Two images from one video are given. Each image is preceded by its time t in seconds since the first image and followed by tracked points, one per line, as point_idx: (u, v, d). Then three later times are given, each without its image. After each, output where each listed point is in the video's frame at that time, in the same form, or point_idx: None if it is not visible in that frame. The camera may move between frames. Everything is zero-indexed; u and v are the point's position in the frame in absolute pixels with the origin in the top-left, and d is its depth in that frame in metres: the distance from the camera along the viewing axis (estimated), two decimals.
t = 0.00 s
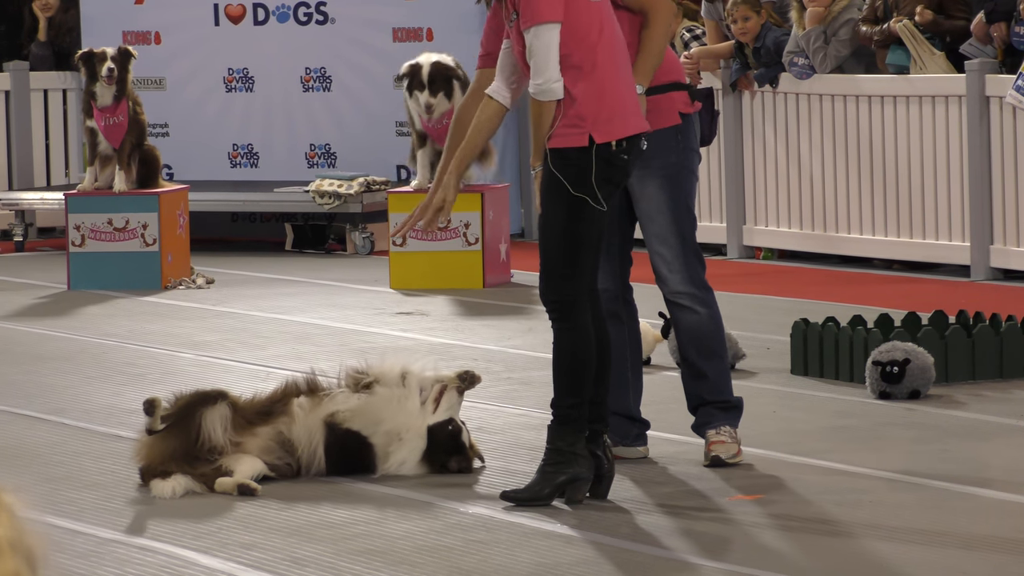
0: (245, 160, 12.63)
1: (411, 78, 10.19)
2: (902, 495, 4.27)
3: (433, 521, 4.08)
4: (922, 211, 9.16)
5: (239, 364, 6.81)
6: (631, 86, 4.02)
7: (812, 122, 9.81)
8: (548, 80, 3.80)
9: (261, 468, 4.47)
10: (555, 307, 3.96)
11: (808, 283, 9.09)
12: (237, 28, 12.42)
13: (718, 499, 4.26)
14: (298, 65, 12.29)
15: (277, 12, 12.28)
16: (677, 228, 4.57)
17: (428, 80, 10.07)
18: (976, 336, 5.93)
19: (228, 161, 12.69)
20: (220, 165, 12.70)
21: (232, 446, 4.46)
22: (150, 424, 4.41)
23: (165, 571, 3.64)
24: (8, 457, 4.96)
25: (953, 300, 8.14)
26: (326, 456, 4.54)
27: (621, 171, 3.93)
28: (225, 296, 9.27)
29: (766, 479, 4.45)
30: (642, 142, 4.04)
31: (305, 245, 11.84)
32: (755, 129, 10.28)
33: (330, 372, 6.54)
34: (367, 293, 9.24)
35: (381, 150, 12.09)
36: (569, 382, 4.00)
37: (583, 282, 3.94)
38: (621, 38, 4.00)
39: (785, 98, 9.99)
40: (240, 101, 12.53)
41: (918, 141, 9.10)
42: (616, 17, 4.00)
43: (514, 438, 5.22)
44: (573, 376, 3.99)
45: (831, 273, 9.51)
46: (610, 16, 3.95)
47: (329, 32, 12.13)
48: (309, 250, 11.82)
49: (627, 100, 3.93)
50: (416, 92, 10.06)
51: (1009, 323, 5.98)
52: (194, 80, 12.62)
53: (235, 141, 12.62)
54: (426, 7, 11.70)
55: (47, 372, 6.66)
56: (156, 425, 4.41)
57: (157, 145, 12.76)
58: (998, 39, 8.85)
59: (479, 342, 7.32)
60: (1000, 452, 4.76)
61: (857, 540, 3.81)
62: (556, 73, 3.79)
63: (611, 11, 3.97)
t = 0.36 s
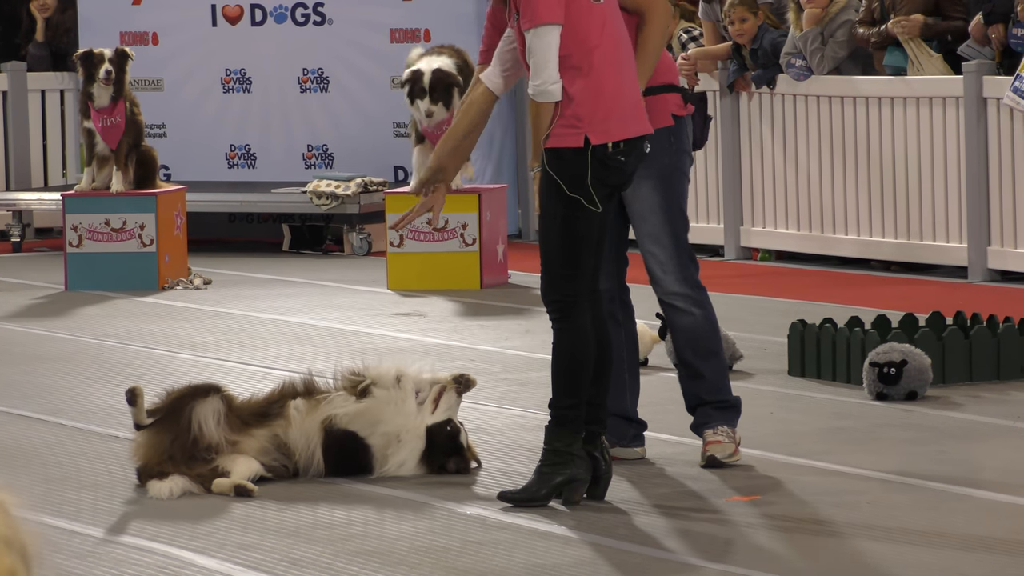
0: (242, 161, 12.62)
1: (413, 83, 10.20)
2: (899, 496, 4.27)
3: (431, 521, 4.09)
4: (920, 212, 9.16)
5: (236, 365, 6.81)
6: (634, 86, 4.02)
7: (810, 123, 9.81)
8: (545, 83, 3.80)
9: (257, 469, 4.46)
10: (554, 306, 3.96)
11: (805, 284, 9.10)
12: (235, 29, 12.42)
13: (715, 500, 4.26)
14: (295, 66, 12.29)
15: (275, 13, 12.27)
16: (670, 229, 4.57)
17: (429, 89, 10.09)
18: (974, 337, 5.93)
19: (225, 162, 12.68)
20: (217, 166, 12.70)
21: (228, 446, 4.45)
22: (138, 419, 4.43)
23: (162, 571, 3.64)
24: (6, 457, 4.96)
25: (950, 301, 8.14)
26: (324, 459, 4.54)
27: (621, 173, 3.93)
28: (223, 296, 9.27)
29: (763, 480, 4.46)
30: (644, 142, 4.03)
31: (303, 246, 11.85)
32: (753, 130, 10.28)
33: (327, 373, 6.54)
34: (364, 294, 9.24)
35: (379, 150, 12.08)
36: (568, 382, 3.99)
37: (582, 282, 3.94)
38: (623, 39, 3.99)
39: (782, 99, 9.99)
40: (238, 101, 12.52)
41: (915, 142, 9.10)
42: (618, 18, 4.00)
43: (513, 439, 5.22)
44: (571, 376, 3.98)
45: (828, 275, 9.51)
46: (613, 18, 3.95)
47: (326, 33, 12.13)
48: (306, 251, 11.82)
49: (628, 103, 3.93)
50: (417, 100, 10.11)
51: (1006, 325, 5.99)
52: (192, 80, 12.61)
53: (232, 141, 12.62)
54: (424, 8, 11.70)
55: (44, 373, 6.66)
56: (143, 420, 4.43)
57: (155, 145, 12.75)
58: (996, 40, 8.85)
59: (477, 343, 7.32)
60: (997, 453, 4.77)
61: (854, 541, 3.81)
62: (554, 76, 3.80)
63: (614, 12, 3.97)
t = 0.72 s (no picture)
0: (243, 161, 12.63)
1: (419, 70, 10.18)
2: (900, 495, 4.28)
3: (432, 521, 4.09)
4: (921, 213, 9.17)
5: (237, 364, 6.81)
6: (636, 87, 4.03)
7: (810, 122, 9.81)
8: (551, 82, 3.80)
9: (257, 468, 4.46)
10: (555, 306, 3.95)
11: (805, 285, 9.09)
12: (235, 29, 12.43)
13: (716, 500, 4.27)
14: (295, 66, 12.29)
15: (275, 13, 12.28)
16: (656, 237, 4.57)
17: (436, 75, 10.11)
18: (975, 337, 5.93)
19: (226, 162, 12.69)
20: (218, 166, 12.70)
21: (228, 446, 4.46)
22: (139, 419, 4.46)
23: (163, 571, 3.64)
24: (6, 457, 4.96)
25: (949, 301, 8.15)
26: (324, 459, 4.54)
27: (625, 173, 3.94)
28: (223, 296, 9.28)
29: (765, 480, 4.46)
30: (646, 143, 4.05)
31: (303, 246, 11.86)
32: (753, 130, 10.28)
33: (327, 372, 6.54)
34: (365, 294, 9.24)
35: (379, 150, 12.07)
36: (568, 383, 3.99)
37: (583, 284, 3.93)
38: (625, 41, 4.00)
39: (783, 99, 9.99)
40: (238, 102, 12.53)
41: (916, 142, 9.10)
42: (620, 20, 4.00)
43: (514, 439, 5.23)
44: (571, 377, 3.98)
45: (829, 274, 9.52)
46: (614, 19, 3.96)
47: (327, 33, 12.13)
48: (306, 251, 11.84)
49: (633, 103, 3.95)
50: (425, 87, 10.11)
51: (1006, 325, 5.99)
52: (193, 80, 12.62)
53: (233, 141, 12.63)
54: (424, 8, 11.69)
55: (45, 372, 6.66)
56: (143, 419, 4.46)
57: (156, 146, 12.76)
58: (996, 40, 8.86)
59: (477, 342, 7.33)
60: (998, 453, 4.77)
61: (856, 541, 3.81)
62: (561, 75, 3.80)
63: (615, 14, 3.98)
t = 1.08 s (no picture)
0: (246, 160, 12.63)
1: (431, 69, 10.23)
2: (902, 497, 4.27)
3: (433, 522, 4.08)
4: (924, 214, 9.16)
5: (239, 364, 6.81)
6: (637, 87, 4.03)
7: (813, 123, 9.81)
8: (552, 84, 3.80)
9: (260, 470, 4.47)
10: (558, 306, 3.94)
11: (808, 285, 9.08)
12: (239, 28, 12.43)
13: (718, 501, 4.26)
14: (299, 66, 12.30)
15: (279, 12, 12.28)
16: (667, 240, 4.56)
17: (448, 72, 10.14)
18: (978, 339, 5.93)
19: (229, 161, 12.69)
20: (221, 166, 12.70)
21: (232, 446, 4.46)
22: (148, 419, 4.43)
23: (165, 571, 3.64)
24: (8, 456, 4.96)
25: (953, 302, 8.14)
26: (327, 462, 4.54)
27: (627, 173, 3.93)
28: (225, 296, 9.27)
29: (767, 481, 4.46)
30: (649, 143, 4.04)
31: (306, 245, 11.86)
32: (756, 130, 10.28)
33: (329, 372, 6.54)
34: (368, 294, 9.24)
35: (382, 150, 12.07)
36: (572, 383, 3.99)
37: (586, 284, 3.92)
38: (626, 41, 4.00)
39: (786, 99, 9.99)
40: (242, 101, 12.54)
41: (919, 143, 9.10)
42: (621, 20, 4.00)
43: (517, 439, 5.22)
44: (575, 376, 3.98)
45: (833, 275, 9.51)
46: (615, 19, 3.95)
47: (330, 32, 12.13)
48: (309, 251, 11.84)
49: (634, 103, 3.95)
50: (436, 84, 10.12)
51: (1009, 326, 5.99)
52: (197, 79, 12.62)
53: (236, 141, 12.63)
54: (427, 8, 11.69)
55: (48, 372, 6.66)
56: (154, 419, 4.43)
57: (159, 145, 12.75)
58: (1000, 41, 8.86)
59: (480, 343, 7.32)
60: (1000, 454, 4.76)
61: (860, 542, 3.80)
62: (562, 77, 3.80)
63: (616, 14, 3.97)
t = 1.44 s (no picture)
0: (246, 161, 12.64)
1: (432, 64, 10.21)
2: (900, 498, 4.28)
3: (433, 523, 4.08)
4: (924, 216, 9.16)
5: (238, 364, 6.81)
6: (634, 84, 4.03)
7: (813, 124, 9.81)
8: (547, 84, 3.80)
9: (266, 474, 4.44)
10: (559, 307, 3.94)
11: (807, 287, 9.08)
12: (239, 28, 12.43)
13: (717, 502, 4.26)
14: (298, 66, 12.31)
15: (279, 12, 12.29)
16: (678, 242, 4.57)
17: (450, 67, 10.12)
18: (977, 341, 5.93)
19: (229, 161, 12.70)
20: (221, 166, 12.71)
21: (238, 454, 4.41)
22: (158, 437, 4.29)
23: (164, 571, 3.64)
24: (7, 456, 4.95)
25: (952, 304, 8.15)
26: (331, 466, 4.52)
27: (625, 172, 3.94)
28: (225, 296, 9.27)
29: (765, 482, 4.46)
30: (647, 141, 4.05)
31: (306, 245, 11.87)
32: (756, 132, 10.29)
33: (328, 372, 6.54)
34: (367, 294, 9.24)
35: (382, 150, 12.08)
36: (572, 383, 3.99)
37: (587, 285, 3.92)
38: (621, 39, 3.99)
39: (785, 100, 10.00)
40: (242, 101, 12.54)
41: (919, 145, 9.10)
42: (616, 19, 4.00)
43: (516, 440, 5.22)
44: (575, 377, 3.97)
45: (833, 277, 9.53)
46: (609, 18, 3.95)
47: (330, 33, 12.13)
48: (309, 251, 11.84)
49: (632, 102, 3.95)
50: (438, 80, 10.12)
51: (1009, 328, 5.99)
52: (197, 78, 12.62)
53: (236, 141, 12.63)
54: (426, 8, 11.69)
55: (47, 371, 6.66)
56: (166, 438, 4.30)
57: (159, 145, 12.76)
58: (999, 44, 8.87)
59: (479, 343, 7.33)
60: (999, 456, 4.77)
61: (859, 543, 3.81)
62: (557, 78, 3.80)
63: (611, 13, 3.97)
